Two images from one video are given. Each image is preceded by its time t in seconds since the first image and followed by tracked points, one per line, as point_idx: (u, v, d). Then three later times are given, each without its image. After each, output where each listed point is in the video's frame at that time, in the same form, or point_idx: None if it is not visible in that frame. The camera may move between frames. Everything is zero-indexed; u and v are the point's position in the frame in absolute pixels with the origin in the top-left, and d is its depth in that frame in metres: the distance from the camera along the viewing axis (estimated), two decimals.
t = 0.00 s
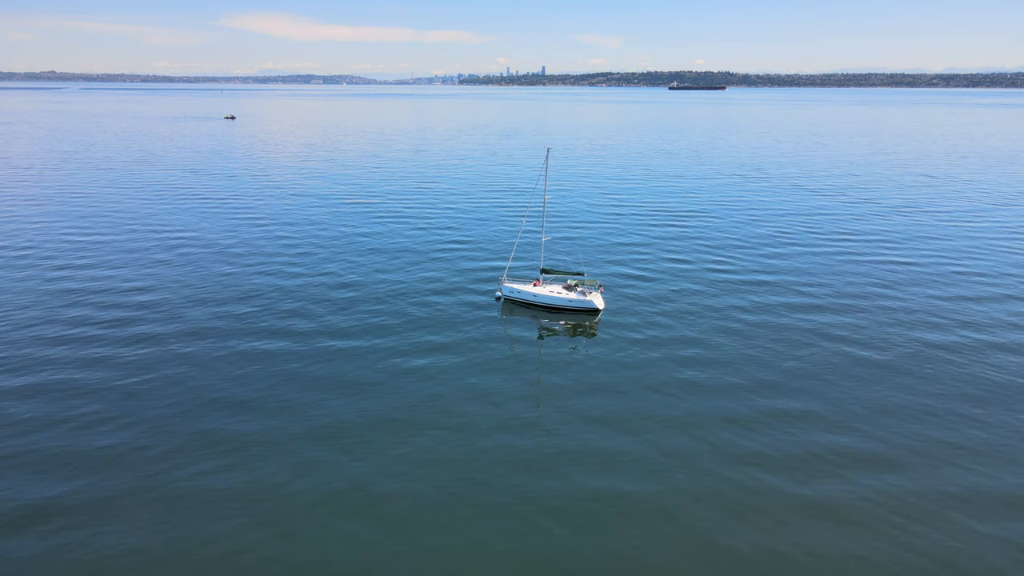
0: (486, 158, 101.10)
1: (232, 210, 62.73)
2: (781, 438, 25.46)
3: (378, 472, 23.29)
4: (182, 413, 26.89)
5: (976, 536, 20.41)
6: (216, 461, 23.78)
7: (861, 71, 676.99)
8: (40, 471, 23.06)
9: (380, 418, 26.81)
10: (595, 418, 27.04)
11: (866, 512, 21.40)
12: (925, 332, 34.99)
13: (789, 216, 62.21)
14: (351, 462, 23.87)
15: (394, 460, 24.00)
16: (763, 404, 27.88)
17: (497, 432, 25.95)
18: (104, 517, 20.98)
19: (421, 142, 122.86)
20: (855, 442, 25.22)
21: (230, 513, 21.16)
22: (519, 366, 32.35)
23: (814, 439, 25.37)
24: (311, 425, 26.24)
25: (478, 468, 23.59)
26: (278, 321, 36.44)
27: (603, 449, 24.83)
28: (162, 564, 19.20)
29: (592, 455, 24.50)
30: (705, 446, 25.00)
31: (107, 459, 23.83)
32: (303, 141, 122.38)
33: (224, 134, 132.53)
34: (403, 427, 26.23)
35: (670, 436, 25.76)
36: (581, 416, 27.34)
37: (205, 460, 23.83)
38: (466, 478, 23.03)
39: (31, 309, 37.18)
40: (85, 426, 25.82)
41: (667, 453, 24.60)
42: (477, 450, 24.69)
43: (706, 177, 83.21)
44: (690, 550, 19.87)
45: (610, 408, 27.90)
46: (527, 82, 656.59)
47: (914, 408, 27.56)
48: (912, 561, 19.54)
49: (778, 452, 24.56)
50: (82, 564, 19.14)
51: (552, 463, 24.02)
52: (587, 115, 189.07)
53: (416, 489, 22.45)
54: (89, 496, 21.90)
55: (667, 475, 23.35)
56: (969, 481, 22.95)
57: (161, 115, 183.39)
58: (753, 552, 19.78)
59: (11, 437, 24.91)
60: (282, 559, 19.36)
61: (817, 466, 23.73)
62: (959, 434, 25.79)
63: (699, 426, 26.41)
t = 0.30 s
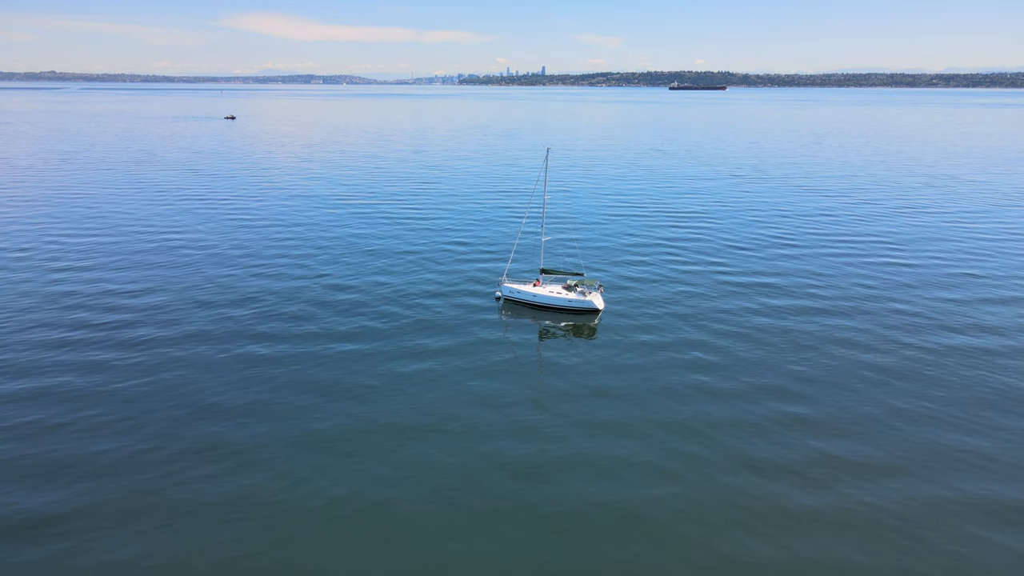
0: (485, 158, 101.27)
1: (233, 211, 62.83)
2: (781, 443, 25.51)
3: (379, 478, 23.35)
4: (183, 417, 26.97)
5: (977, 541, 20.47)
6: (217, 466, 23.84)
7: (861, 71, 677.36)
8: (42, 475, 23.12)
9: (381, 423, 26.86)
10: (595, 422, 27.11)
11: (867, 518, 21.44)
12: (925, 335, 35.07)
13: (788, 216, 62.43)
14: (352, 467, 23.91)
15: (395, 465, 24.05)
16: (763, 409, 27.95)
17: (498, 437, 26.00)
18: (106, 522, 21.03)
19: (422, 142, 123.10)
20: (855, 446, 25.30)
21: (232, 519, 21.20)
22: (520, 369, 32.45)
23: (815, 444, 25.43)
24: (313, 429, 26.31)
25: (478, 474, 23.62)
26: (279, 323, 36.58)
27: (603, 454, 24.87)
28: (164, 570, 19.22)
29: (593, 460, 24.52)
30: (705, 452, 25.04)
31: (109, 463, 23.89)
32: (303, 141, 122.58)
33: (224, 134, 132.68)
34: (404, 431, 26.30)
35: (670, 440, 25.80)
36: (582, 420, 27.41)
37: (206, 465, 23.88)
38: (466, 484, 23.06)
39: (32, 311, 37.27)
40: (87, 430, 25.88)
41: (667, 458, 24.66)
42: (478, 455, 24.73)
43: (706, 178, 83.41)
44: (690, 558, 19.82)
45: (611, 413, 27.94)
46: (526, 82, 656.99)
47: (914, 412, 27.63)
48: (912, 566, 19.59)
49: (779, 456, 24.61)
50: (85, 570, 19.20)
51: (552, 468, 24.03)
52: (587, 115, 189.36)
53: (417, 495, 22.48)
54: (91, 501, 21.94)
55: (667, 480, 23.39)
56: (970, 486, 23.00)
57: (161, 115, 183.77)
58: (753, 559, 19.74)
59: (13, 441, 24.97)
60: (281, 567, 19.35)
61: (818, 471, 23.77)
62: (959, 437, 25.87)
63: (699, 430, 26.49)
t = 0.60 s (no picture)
0: (485, 159, 101.50)
1: (233, 212, 62.94)
2: (782, 447, 25.50)
3: (379, 482, 23.34)
4: (183, 419, 26.96)
5: (978, 546, 20.46)
6: (217, 469, 23.80)
7: (860, 71, 677.92)
8: (42, 478, 23.09)
9: (382, 425, 26.85)
10: (595, 427, 27.10)
11: (868, 524, 21.42)
12: (925, 338, 35.08)
13: (788, 217, 62.53)
14: (352, 471, 23.88)
15: (395, 468, 24.04)
16: (762, 413, 27.96)
17: (498, 441, 25.98)
18: (105, 526, 21.01)
19: (421, 142, 123.34)
20: (855, 450, 25.32)
21: (232, 524, 21.16)
22: (520, 372, 32.49)
23: (815, 448, 25.44)
24: (313, 432, 26.32)
25: (478, 477, 23.62)
26: (279, 325, 36.64)
27: (603, 459, 24.87)
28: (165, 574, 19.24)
29: (593, 465, 24.51)
30: (705, 456, 25.03)
31: (108, 466, 23.87)
32: (303, 141, 122.70)
33: (224, 134, 132.79)
34: (404, 434, 26.28)
35: (670, 445, 25.82)
36: (582, 424, 27.41)
37: (206, 468, 23.84)
38: (466, 488, 23.03)
39: (32, 312, 37.26)
40: (86, 432, 25.85)
41: (666, 463, 24.66)
42: (478, 459, 24.70)
43: (705, 178, 83.64)
44: (691, 568, 19.66)
45: (611, 417, 27.95)
46: (526, 82, 657.20)
47: (914, 416, 27.63)
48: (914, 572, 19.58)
49: (779, 461, 24.60)
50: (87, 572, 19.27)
51: (552, 473, 24.00)
52: (587, 115, 189.48)
53: (417, 499, 22.46)
54: (91, 505, 21.91)
55: (667, 485, 23.37)
56: (971, 490, 23.00)
57: (162, 115, 184.08)
58: (753, 570, 19.59)
59: (12, 443, 24.94)
60: None
61: (818, 476, 23.77)
62: (959, 441, 25.87)
63: (699, 434, 26.49)
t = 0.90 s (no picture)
0: (485, 159, 101.74)
1: (234, 213, 63.15)
2: (783, 451, 25.34)
3: (378, 486, 23.28)
4: (183, 422, 27.00)
5: (978, 549, 20.45)
6: (216, 474, 23.75)
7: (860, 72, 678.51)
8: (42, 481, 23.15)
9: (381, 430, 26.78)
10: (595, 430, 27.07)
11: (870, 529, 21.31)
12: (926, 340, 34.90)
13: (788, 218, 62.45)
14: (351, 476, 23.80)
15: (394, 473, 23.99)
16: (762, 415, 27.87)
17: (498, 444, 25.93)
18: (106, 527, 21.15)
19: (421, 143, 123.62)
20: (856, 453, 25.20)
21: (231, 529, 21.12)
22: (520, 372, 32.53)
23: (816, 451, 25.30)
24: (313, 435, 26.28)
25: (478, 482, 23.53)
26: (280, 326, 36.69)
27: (603, 463, 24.77)
28: None
29: (593, 470, 24.37)
30: (705, 461, 24.88)
31: (108, 469, 23.90)
32: (303, 142, 122.94)
33: (224, 135, 133.04)
34: (403, 439, 26.22)
35: (670, 448, 25.75)
36: (581, 427, 27.38)
37: (206, 473, 23.84)
38: (465, 493, 22.95)
39: (32, 314, 37.34)
40: (85, 435, 25.91)
41: (666, 466, 24.61)
42: (476, 463, 24.63)
43: (704, 178, 83.92)
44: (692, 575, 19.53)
45: (611, 420, 27.83)
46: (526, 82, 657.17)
47: (915, 419, 27.50)
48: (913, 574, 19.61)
49: (780, 464, 24.48)
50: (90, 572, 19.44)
51: (552, 478, 23.84)
52: (587, 116, 189.82)
53: (417, 505, 22.37)
54: (91, 508, 21.94)
55: (667, 490, 23.27)
56: (973, 494, 22.88)
57: (164, 115, 184.49)
58: None
59: (13, 446, 25.02)
60: None
61: (819, 479, 23.64)
62: (955, 439, 26.11)
63: (700, 438, 26.39)
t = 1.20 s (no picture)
0: (484, 162, 101.78)
1: (233, 215, 63.09)
2: (784, 460, 25.16)
3: (376, 497, 23.06)
4: (181, 429, 26.88)
5: (979, 557, 20.41)
6: (214, 484, 23.61)
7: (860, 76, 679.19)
8: (39, 490, 23.04)
9: (379, 438, 26.58)
10: (595, 439, 26.88)
11: (872, 541, 21.11)
12: (927, 346, 34.71)
13: (789, 220, 62.20)
14: (350, 486, 23.60)
15: (393, 483, 23.81)
16: (763, 424, 27.70)
17: (497, 453, 25.74)
18: (107, 533, 21.20)
19: (421, 146, 123.70)
20: (857, 463, 25.02)
21: (228, 540, 20.96)
22: (519, 378, 32.40)
23: (817, 461, 25.11)
24: (311, 444, 26.12)
25: (477, 494, 23.27)
26: (279, 331, 36.55)
27: (603, 473, 24.57)
28: None
29: (593, 480, 24.16)
30: (706, 471, 24.67)
31: (106, 479, 23.75)
32: (303, 145, 123.00)
33: (224, 138, 133.08)
34: (402, 447, 26.04)
35: (670, 457, 25.57)
36: (581, 435, 27.20)
37: (203, 482, 23.70)
38: (464, 505, 22.70)
39: (31, 317, 37.22)
40: (83, 443, 25.78)
41: (667, 476, 24.38)
42: (475, 473, 24.43)
43: (703, 181, 83.98)
44: None
45: (611, 428, 27.62)
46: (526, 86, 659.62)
47: (917, 428, 27.30)
48: None
49: (782, 474, 24.28)
50: None
51: (551, 488, 23.63)
52: (587, 119, 190.10)
53: (415, 516, 22.17)
54: (88, 519, 21.79)
55: (668, 501, 23.07)
56: (976, 505, 22.67)
57: (166, 118, 184.79)
58: None
59: (11, 454, 24.92)
60: None
61: (821, 490, 23.43)
62: (952, 443, 26.27)
63: (700, 446, 26.21)
